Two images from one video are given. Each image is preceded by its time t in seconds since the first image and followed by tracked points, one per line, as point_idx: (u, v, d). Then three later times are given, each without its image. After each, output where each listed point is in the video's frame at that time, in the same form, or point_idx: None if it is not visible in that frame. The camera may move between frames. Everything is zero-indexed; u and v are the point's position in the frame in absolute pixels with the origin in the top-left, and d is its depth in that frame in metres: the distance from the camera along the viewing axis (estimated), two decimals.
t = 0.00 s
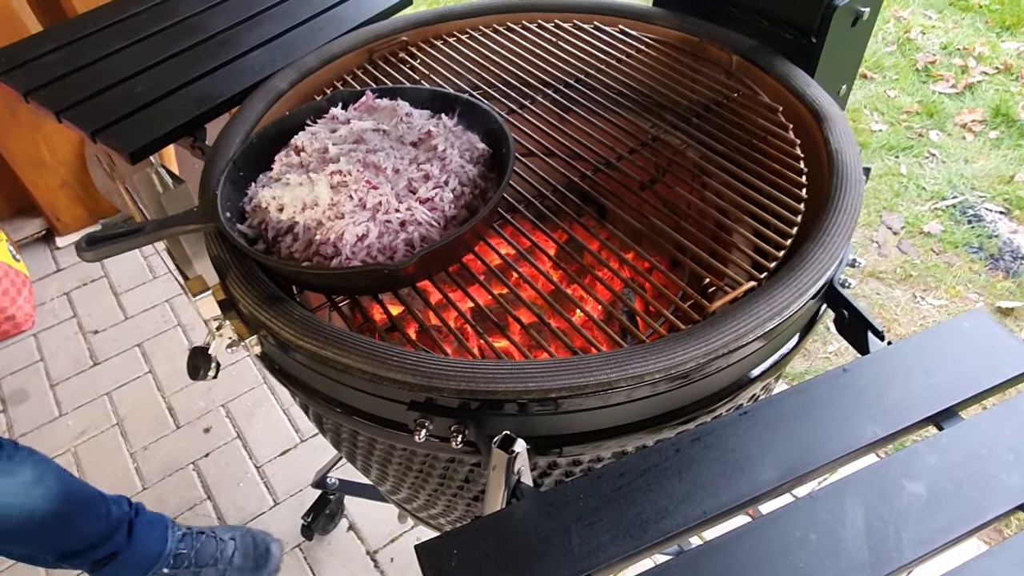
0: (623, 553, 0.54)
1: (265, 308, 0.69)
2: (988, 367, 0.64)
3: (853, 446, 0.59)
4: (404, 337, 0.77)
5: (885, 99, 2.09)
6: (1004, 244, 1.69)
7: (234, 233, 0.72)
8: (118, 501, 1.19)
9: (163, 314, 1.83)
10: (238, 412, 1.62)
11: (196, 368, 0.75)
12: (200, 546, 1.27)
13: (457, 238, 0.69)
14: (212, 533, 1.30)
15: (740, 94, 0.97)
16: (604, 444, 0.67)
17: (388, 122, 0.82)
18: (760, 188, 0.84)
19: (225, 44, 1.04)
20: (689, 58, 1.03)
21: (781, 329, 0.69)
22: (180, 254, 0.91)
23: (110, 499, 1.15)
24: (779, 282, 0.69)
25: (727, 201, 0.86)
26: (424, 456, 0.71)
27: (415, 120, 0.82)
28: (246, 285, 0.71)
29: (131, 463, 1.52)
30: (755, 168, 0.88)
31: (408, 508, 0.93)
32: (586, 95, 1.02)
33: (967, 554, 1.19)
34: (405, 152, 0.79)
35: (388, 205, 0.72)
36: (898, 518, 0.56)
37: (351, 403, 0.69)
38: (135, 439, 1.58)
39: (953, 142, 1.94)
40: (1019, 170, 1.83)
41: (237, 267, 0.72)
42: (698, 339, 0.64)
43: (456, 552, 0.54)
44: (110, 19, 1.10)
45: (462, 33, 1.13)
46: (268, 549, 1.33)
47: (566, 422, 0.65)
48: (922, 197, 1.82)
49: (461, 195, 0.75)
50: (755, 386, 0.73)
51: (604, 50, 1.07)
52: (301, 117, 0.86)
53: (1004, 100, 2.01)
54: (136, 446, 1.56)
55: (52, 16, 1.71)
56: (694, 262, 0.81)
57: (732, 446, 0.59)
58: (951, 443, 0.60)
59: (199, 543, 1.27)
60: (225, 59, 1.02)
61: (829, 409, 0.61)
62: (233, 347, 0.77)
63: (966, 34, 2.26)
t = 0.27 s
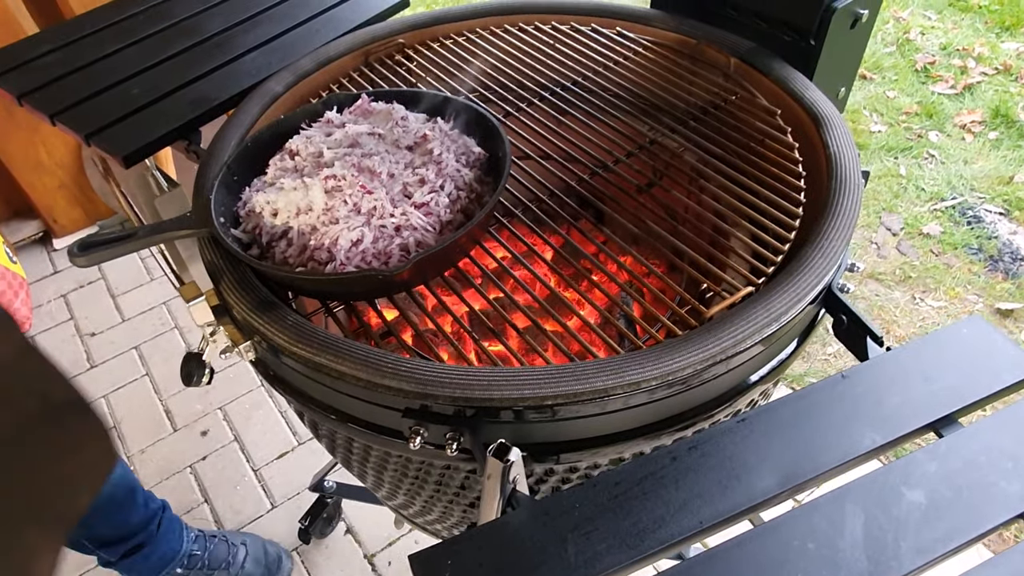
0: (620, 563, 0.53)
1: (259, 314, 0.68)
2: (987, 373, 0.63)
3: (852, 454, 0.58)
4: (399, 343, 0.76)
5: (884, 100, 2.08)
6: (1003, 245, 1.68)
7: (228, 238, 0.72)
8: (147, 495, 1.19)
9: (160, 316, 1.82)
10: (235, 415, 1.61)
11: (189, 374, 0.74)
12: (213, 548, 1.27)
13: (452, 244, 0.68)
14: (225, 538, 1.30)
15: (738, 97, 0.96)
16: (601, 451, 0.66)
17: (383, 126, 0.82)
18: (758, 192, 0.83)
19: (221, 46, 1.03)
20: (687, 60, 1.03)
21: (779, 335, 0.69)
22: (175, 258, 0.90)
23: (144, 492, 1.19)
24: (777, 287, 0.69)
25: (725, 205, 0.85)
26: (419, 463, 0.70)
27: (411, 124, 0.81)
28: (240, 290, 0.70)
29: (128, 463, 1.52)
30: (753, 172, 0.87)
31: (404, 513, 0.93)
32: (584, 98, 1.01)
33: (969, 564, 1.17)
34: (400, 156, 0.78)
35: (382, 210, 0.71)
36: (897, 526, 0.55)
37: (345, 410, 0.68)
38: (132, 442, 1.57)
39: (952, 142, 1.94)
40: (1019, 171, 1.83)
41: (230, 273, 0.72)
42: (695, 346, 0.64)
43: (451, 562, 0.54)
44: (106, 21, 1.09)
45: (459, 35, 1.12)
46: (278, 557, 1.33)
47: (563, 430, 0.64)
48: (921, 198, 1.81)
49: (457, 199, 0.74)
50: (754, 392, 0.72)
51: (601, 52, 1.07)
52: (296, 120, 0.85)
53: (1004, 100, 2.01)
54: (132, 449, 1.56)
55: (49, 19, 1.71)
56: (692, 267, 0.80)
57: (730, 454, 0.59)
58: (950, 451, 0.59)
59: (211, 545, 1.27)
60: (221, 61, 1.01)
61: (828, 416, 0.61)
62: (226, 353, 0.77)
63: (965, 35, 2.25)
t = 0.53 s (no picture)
0: (615, 572, 0.53)
1: (252, 319, 0.67)
2: (986, 378, 0.63)
3: (850, 461, 0.58)
4: (394, 347, 0.76)
5: (882, 100, 2.08)
6: (1002, 246, 1.68)
7: (221, 242, 0.71)
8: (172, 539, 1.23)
9: (157, 318, 1.81)
10: (232, 417, 1.61)
11: (182, 379, 0.74)
12: (209, 549, 1.25)
13: (447, 248, 0.68)
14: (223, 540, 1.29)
15: (736, 98, 0.96)
16: (597, 457, 0.66)
17: (378, 128, 0.81)
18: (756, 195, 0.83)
19: (215, 48, 1.03)
20: (684, 62, 1.02)
21: (777, 340, 0.68)
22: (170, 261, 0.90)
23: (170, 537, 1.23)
24: (775, 292, 0.68)
25: (722, 208, 0.85)
26: (414, 468, 0.69)
27: (406, 127, 0.81)
28: (233, 295, 0.70)
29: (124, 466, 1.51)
30: (750, 175, 0.87)
31: (401, 518, 0.92)
32: (580, 100, 1.01)
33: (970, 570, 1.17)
34: (395, 159, 0.78)
35: (377, 214, 0.71)
36: (895, 535, 0.55)
37: (340, 416, 0.68)
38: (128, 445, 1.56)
39: (951, 142, 1.93)
40: (1018, 171, 1.82)
41: (224, 277, 0.71)
42: (692, 351, 0.63)
43: (445, 571, 0.53)
44: (100, 23, 1.09)
45: (455, 37, 1.12)
46: (275, 560, 1.33)
47: (559, 436, 0.64)
48: (920, 199, 1.81)
49: (452, 203, 0.74)
50: (752, 396, 0.71)
51: (598, 54, 1.06)
52: (291, 122, 0.85)
53: (1002, 101, 2.00)
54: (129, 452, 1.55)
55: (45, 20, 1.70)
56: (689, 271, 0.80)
57: (726, 461, 0.58)
58: (948, 458, 0.59)
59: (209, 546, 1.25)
60: (216, 63, 1.01)
61: (825, 422, 0.60)
62: (219, 358, 0.76)
63: (964, 35, 2.25)
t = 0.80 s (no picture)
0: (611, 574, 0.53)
1: (249, 321, 0.67)
2: (982, 380, 0.63)
3: (845, 462, 0.58)
4: (390, 349, 0.76)
5: (881, 100, 2.08)
6: (1001, 245, 1.68)
7: (217, 243, 0.71)
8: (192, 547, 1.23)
9: (155, 319, 1.81)
10: (231, 418, 1.61)
11: (179, 381, 0.73)
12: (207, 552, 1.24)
13: (443, 249, 0.68)
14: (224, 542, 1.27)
15: (733, 99, 0.96)
16: (594, 459, 0.66)
17: (374, 130, 0.81)
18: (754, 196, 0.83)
19: (212, 48, 1.03)
20: (681, 62, 1.02)
21: (773, 341, 0.68)
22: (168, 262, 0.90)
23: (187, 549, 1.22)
24: (771, 292, 0.68)
25: (719, 209, 0.85)
26: (410, 470, 0.69)
27: (403, 128, 0.80)
28: (230, 297, 0.70)
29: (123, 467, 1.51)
30: (747, 175, 0.87)
31: (398, 520, 0.92)
32: (578, 101, 1.01)
33: (968, 569, 1.17)
34: (391, 160, 0.78)
35: (373, 215, 0.71)
36: (891, 537, 0.55)
37: (336, 417, 0.68)
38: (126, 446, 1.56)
39: (950, 142, 1.93)
40: (1016, 171, 1.83)
41: (220, 279, 0.71)
42: (688, 352, 0.63)
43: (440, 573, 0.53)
44: (96, 24, 1.09)
45: (452, 38, 1.12)
46: (273, 560, 1.33)
47: (555, 437, 0.64)
48: (919, 199, 1.81)
49: (449, 204, 0.74)
50: (749, 397, 0.71)
51: (595, 54, 1.06)
52: (287, 123, 0.85)
53: (1001, 100, 2.00)
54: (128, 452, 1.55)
55: (44, 21, 1.70)
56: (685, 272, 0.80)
57: (722, 463, 0.58)
58: (944, 459, 0.59)
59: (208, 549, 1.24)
60: (213, 64, 1.01)
61: (821, 423, 0.60)
62: (215, 359, 0.76)
63: (963, 34, 2.25)
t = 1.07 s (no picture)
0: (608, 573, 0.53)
1: (247, 321, 0.67)
2: (979, 379, 0.63)
3: (843, 461, 0.58)
4: (389, 348, 0.76)
5: (880, 99, 2.08)
6: (1000, 244, 1.68)
7: (215, 244, 0.71)
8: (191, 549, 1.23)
9: (155, 319, 1.81)
10: (230, 418, 1.61)
11: (178, 382, 0.71)
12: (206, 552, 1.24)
13: (441, 249, 0.68)
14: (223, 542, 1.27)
15: (731, 98, 0.96)
16: (592, 458, 0.66)
17: (372, 130, 0.81)
18: (752, 195, 0.83)
19: (211, 49, 1.03)
20: (679, 62, 1.02)
21: (771, 340, 0.68)
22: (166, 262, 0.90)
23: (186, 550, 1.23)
24: (769, 292, 0.68)
25: (717, 208, 0.85)
26: (409, 470, 0.69)
27: (400, 128, 0.81)
28: (227, 297, 0.70)
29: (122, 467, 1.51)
30: (745, 175, 0.87)
31: (397, 519, 0.92)
32: (576, 100, 1.01)
33: (967, 567, 1.17)
34: (389, 160, 0.78)
35: (371, 215, 0.71)
36: (887, 536, 0.55)
37: (335, 417, 0.68)
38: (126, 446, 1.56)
39: (949, 141, 1.93)
40: (1015, 170, 1.83)
41: (218, 279, 0.71)
42: (686, 351, 0.63)
43: (437, 573, 0.54)
44: (94, 25, 1.08)
45: (451, 37, 1.12)
46: (273, 560, 1.33)
47: (553, 437, 0.64)
48: (918, 198, 1.81)
49: (447, 204, 0.74)
50: (747, 396, 0.71)
51: (593, 54, 1.06)
52: (285, 123, 0.85)
53: (1000, 99, 2.00)
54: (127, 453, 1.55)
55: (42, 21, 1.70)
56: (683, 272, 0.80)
57: (720, 462, 0.58)
58: (941, 458, 0.59)
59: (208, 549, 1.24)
60: (211, 64, 1.01)
61: (819, 422, 0.60)
62: (213, 360, 0.76)
63: (962, 33, 2.25)
